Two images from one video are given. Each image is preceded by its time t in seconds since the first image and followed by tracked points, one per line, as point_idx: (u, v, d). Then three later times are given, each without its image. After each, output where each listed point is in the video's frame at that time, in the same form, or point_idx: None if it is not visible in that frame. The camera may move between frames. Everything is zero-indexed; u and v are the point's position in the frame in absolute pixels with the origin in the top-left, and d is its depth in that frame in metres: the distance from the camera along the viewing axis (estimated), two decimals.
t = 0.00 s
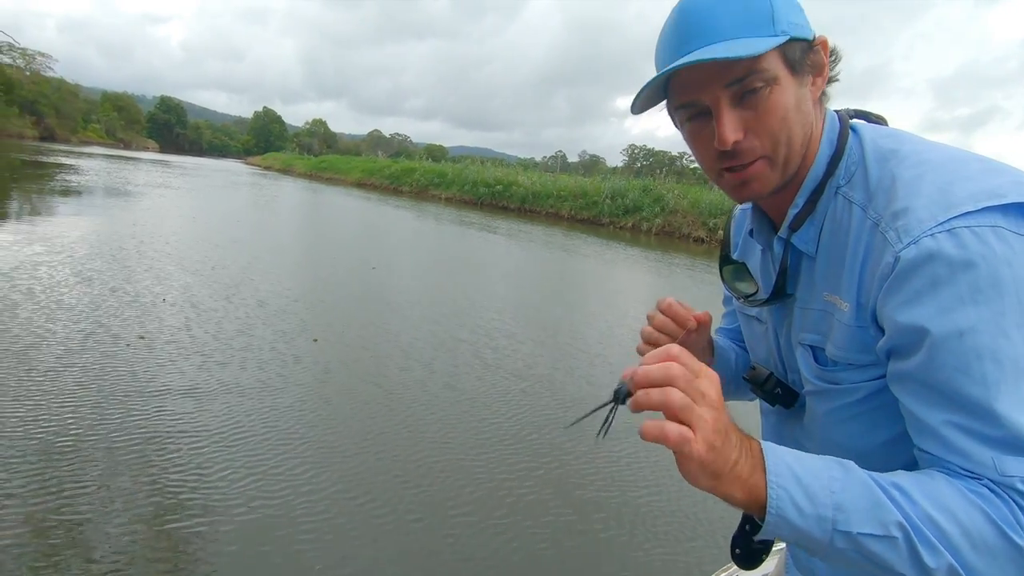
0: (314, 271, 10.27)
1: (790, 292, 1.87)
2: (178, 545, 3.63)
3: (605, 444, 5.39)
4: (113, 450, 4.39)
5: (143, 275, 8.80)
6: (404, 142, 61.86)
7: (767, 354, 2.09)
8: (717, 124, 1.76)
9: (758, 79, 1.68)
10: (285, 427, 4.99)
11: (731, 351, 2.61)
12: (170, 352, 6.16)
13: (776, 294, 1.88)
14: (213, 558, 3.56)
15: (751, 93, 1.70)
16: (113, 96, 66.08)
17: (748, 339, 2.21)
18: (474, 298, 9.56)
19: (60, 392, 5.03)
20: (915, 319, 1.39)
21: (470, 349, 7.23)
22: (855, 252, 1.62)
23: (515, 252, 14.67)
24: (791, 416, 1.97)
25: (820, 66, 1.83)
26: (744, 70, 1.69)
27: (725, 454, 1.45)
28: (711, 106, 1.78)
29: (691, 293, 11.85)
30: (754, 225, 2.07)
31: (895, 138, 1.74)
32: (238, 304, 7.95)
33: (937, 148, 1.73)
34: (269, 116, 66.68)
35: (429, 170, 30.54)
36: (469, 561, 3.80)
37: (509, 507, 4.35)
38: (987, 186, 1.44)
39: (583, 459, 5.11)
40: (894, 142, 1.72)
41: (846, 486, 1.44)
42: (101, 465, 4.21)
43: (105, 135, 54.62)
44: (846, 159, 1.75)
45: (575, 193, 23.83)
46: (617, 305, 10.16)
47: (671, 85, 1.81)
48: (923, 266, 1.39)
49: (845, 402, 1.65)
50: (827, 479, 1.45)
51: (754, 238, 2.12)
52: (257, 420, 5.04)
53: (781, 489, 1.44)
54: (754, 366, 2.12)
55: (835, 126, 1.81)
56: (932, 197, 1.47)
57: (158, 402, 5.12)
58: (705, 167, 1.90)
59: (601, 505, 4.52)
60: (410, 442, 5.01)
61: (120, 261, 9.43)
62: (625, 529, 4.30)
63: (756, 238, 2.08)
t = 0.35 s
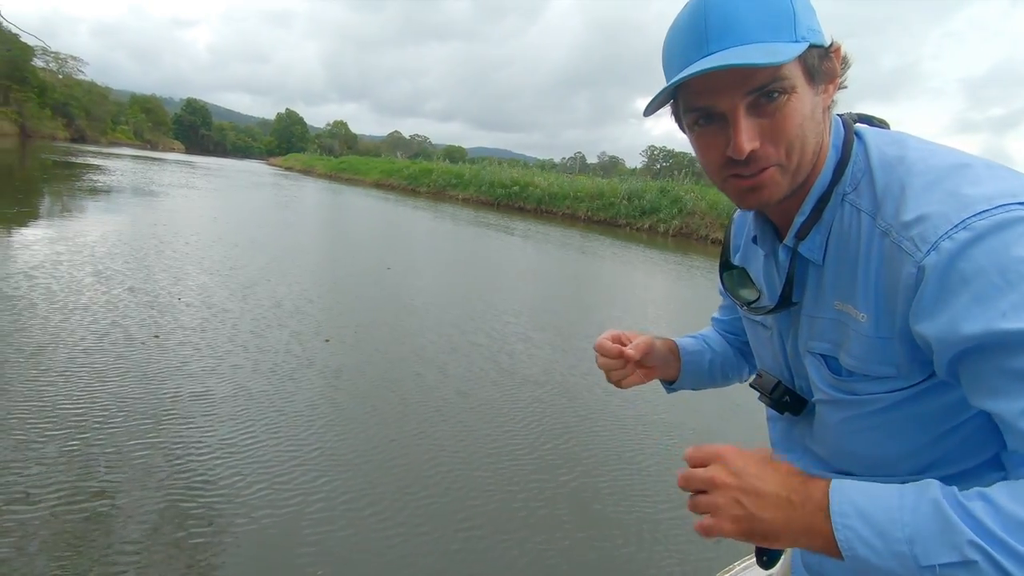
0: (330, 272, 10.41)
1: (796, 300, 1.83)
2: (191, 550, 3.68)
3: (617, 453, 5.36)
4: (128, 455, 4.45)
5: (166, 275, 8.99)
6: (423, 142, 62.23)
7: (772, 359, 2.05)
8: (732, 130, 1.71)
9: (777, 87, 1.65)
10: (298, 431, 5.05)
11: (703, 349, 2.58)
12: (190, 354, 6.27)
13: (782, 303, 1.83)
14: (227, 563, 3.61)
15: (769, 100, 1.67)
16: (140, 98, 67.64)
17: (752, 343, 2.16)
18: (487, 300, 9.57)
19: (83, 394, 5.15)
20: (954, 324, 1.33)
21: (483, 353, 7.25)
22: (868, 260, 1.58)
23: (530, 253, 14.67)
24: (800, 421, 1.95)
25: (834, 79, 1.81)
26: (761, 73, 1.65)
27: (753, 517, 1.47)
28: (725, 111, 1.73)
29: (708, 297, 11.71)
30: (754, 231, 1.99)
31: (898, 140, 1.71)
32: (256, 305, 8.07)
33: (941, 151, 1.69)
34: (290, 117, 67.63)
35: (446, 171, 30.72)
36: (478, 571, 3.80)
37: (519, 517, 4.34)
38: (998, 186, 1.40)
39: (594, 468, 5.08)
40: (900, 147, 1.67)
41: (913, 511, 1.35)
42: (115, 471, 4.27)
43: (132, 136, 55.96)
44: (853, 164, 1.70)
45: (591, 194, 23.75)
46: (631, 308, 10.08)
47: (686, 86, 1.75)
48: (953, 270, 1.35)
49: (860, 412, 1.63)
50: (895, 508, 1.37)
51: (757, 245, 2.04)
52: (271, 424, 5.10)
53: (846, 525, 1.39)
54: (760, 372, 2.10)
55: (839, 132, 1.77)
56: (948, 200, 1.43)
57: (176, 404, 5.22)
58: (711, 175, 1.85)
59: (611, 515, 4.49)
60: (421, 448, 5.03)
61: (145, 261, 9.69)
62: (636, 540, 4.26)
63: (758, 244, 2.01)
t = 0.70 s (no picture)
0: (345, 271, 10.56)
1: (787, 301, 1.87)
2: (209, 543, 3.78)
3: (627, 454, 5.36)
4: (143, 452, 4.54)
5: (187, 275, 9.20)
6: (440, 144, 62.47)
7: (764, 357, 2.10)
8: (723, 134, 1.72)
9: (770, 93, 1.65)
10: (312, 427, 5.14)
11: (680, 338, 2.61)
12: (209, 353, 6.42)
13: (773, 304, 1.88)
14: (245, 554, 3.71)
15: (761, 104, 1.67)
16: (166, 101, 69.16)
17: (745, 340, 2.21)
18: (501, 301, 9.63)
19: (104, 391, 5.29)
20: (933, 329, 1.37)
21: (495, 353, 7.30)
22: (856, 264, 1.63)
23: (544, 254, 14.68)
24: (791, 420, 2.05)
25: (827, 77, 1.81)
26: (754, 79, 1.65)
27: (735, 470, 1.63)
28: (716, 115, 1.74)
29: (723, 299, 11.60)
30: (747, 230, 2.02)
31: (890, 142, 1.73)
32: (274, 305, 8.22)
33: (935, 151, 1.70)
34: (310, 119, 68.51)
35: (463, 172, 30.84)
36: (481, 566, 3.86)
37: (529, 515, 4.38)
38: (984, 193, 1.43)
39: (604, 468, 5.09)
40: (892, 149, 1.69)
41: (884, 480, 1.44)
42: (129, 468, 4.35)
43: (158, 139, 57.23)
44: (845, 166, 1.73)
45: (607, 196, 23.63)
46: (644, 310, 10.04)
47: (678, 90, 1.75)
48: (935, 277, 1.39)
49: (850, 413, 1.69)
50: (864, 475, 1.47)
51: (749, 244, 2.06)
52: (286, 419, 5.20)
53: (817, 482, 1.51)
54: (752, 369, 2.15)
55: (831, 132, 1.79)
56: (934, 206, 1.46)
57: (195, 400, 5.35)
58: (702, 174, 1.87)
59: (621, 516, 4.50)
60: (432, 445, 5.09)
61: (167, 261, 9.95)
62: (646, 542, 4.27)
63: (751, 243, 2.04)
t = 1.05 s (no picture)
0: (363, 274, 10.73)
1: (795, 292, 1.97)
2: (230, 539, 3.88)
3: (640, 458, 5.38)
4: (163, 446, 4.67)
5: (211, 276, 9.43)
6: (458, 147, 62.70)
7: (769, 349, 2.19)
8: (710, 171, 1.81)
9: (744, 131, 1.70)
10: (330, 425, 5.25)
11: (662, 331, 2.62)
12: (230, 351, 6.60)
13: (780, 295, 1.98)
14: (265, 549, 3.81)
15: (739, 143, 1.72)
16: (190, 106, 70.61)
17: (749, 331, 2.29)
18: (516, 303, 9.68)
19: (130, 389, 5.46)
20: (944, 313, 1.43)
21: (509, 355, 7.36)
22: (870, 254, 1.71)
23: (559, 257, 14.67)
24: (791, 413, 2.14)
25: (816, 73, 1.76)
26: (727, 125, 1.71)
27: (717, 458, 1.70)
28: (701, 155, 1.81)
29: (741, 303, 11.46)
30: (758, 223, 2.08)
31: (905, 135, 1.80)
32: (294, 306, 8.38)
33: (951, 146, 1.77)
34: (329, 124, 69.37)
35: (480, 175, 30.95)
36: (486, 565, 3.92)
37: (542, 516, 4.42)
38: (1000, 185, 1.50)
39: (617, 471, 5.12)
40: (909, 142, 1.76)
41: (880, 465, 1.46)
42: (149, 462, 4.48)
43: (183, 143, 58.51)
44: (860, 159, 1.80)
45: (624, 199, 23.49)
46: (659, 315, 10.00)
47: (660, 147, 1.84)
48: (949, 263, 1.46)
49: (856, 404, 1.78)
50: (860, 459, 1.49)
51: (758, 234, 2.12)
52: (304, 417, 5.32)
53: (808, 469, 1.53)
54: (755, 361, 2.24)
55: (847, 124, 1.84)
56: (952, 197, 1.53)
57: (217, 398, 5.49)
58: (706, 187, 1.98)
59: (633, 519, 4.52)
60: (445, 445, 5.17)
61: (190, 262, 10.21)
62: (659, 546, 4.28)
63: (760, 235, 2.10)
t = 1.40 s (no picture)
0: (377, 274, 10.85)
1: (794, 284, 1.95)
2: (246, 531, 3.96)
3: (654, 461, 5.35)
4: (178, 440, 4.78)
5: (233, 276, 9.64)
6: (475, 150, 62.89)
7: (767, 345, 2.16)
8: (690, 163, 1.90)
9: (707, 134, 1.77)
10: (344, 424, 5.34)
11: (645, 342, 2.59)
12: (245, 348, 6.73)
13: (779, 285, 1.96)
14: (281, 543, 3.88)
15: (705, 145, 1.79)
16: (214, 110, 72.06)
17: (746, 325, 2.27)
18: (532, 306, 9.70)
19: (154, 384, 5.61)
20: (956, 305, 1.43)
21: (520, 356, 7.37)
22: (875, 246, 1.70)
23: (574, 260, 14.64)
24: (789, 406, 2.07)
25: (796, 82, 1.73)
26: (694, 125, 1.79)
27: (739, 466, 1.57)
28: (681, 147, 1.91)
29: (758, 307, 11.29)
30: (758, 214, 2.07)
31: (912, 130, 1.80)
32: (312, 306, 8.51)
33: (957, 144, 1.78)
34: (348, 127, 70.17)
35: (496, 177, 31.06)
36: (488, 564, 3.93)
37: (554, 517, 4.43)
38: (1012, 182, 1.51)
39: (629, 474, 5.10)
40: (918, 137, 1.76)
41: (942, 491, 1.41)
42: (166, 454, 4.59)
43: (207, 146, 59.81)
44: (866, 152, 1.80)
45: (641, 201, 23.35)
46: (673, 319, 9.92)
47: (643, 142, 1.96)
48: (962, 256, 1.46)
49: (853, 399, 1.76)
50: (922, 483, 1.43)
51: (758, 227, 2.11)
52: (314, 414, 5.40)
53: (860, 491, 1.46)
54: (754, 355, 2.19)
55: (857, 118, 1.84)
56: (963, 192, 1.54)
57: (235, 394, 5.62)
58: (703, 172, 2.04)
59: (641, 521, 4.50)
60: (453, 445, 5.19)
61: (210, 262, 10.42)
62: (671, 550, 4.26)
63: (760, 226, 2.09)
